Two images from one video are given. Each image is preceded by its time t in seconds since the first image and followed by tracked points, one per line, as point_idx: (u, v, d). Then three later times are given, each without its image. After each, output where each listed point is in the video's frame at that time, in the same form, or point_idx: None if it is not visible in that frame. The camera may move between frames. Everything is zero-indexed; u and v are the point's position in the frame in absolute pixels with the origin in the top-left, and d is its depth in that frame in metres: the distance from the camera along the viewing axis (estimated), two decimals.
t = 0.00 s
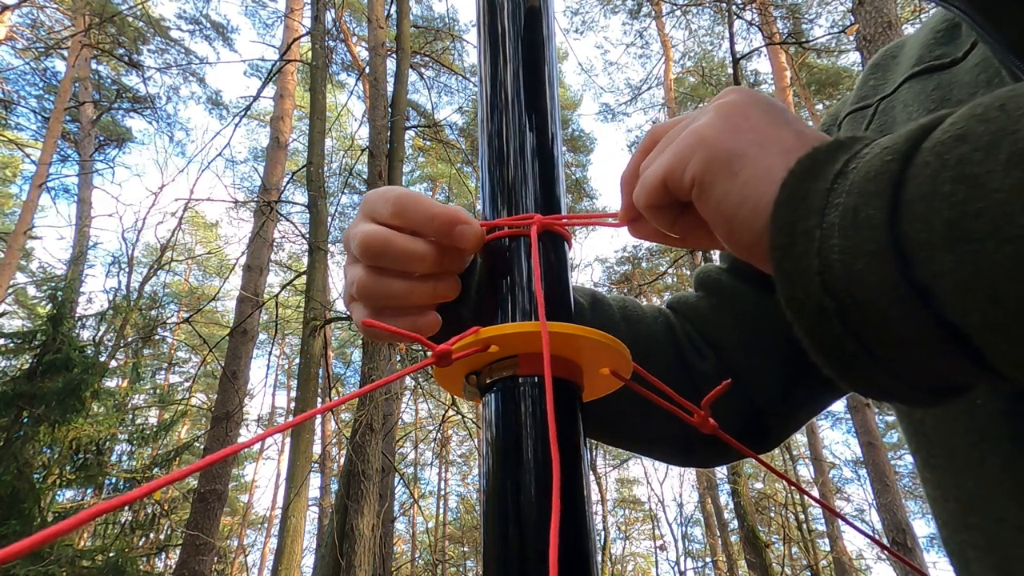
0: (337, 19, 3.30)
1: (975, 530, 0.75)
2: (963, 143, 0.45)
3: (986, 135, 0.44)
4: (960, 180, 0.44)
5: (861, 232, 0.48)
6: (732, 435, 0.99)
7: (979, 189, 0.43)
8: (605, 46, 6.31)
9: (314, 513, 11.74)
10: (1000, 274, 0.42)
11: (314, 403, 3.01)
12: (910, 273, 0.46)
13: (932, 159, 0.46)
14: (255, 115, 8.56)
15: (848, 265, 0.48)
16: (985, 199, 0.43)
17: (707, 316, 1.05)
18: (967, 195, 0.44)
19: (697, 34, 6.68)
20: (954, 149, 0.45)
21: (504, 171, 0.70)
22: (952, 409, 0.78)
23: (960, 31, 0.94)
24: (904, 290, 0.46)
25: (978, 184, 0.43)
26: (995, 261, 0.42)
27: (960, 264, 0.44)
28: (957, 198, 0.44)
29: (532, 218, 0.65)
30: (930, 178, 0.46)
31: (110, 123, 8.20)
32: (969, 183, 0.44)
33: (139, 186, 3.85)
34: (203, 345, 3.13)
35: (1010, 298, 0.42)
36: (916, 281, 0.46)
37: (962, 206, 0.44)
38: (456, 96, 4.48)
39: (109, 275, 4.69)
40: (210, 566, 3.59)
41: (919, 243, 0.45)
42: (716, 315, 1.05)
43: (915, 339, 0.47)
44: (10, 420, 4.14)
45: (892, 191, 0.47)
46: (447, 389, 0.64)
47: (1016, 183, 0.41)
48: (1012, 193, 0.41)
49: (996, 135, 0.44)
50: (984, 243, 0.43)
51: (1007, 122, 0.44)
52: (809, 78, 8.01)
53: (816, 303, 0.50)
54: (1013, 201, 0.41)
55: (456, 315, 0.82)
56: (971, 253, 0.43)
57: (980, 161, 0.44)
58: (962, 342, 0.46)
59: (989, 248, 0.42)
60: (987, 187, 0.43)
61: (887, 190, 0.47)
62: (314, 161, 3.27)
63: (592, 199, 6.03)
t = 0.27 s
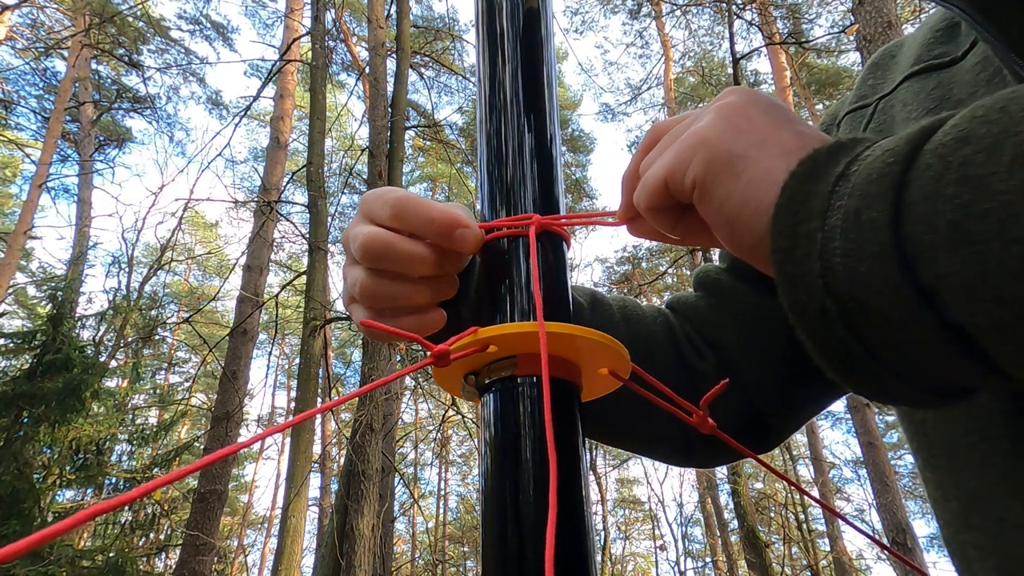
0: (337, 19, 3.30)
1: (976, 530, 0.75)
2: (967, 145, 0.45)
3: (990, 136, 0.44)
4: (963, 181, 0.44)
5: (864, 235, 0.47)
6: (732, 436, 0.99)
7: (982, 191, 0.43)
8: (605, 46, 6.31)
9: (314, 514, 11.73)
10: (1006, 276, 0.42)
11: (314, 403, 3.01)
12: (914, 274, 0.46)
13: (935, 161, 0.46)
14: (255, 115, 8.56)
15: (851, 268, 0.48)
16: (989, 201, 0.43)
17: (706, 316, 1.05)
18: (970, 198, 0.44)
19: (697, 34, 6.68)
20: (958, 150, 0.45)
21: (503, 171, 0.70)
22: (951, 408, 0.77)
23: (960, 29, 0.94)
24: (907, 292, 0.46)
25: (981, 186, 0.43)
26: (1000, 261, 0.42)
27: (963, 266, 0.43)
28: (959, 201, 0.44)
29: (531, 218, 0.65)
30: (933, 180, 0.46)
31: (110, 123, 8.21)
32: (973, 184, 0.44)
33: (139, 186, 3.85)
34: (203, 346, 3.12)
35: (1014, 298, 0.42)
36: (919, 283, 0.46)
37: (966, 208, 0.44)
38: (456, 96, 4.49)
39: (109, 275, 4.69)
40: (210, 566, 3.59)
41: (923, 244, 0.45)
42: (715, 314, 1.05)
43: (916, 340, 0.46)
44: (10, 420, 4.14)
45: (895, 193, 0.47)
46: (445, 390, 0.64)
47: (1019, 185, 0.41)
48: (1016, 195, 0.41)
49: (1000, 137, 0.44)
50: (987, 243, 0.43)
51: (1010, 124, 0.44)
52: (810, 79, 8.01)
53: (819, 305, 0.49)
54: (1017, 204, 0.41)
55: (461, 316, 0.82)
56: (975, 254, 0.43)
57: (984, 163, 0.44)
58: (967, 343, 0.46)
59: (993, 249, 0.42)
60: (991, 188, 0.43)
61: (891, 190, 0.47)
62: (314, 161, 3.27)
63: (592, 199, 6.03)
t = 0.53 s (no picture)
0: (337, 19, 3.30)
1: (982, 530, 0.75)
2: (969, 144, 0.45)
3: (991, 136, 0.44)
4: (965, 181, 0.44)
5: (866, 235, 0.47)
6: (733, 435, 0.99)
7: (984, 191, 0.43)
8: (605, 46, 6.31)
9: (314, 513, 11.73)
10: (1008, 274, 0.42)
11: (314, 403, 3.00)
12: (916, 275, 0.46)
13: (936, 161, 0.46)
14: (255, 115, 8.57)
15: (853, 268, 0.48)
16: (991, 201, 0.43)
17: (706, 315, 1.06)
18: (972, 198, 0.44)
19: (697, 34, 6.68)
20: (959, 150, 0.45)
21: (504, 172, 0.70)
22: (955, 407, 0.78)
23: (961, 25, 0.94)
24: (910, 292, 0.46)
25: (983, 187, 0.43)
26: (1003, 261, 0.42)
27: (967, 265, 0.43)
28: (961, 200, 0.44)
29: (531, 218, 0.65)
30: (935, 180, 0.46)
31: (110, 123, 8.21)
32: (975, 184, 0.44)
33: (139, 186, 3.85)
34: (203, 346, 3.12)
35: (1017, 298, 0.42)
36: (922, 284, 0.46)
37: (967, 209, 0.44)
38: (456, 96, 4.49)
39: (109, 275, 4.69)
40: (210, 566, 3.59)
41: (925, 244, 0.45)
42: (714, 313, 1.05)
43: (919, 341, 0.46)
44: (10, 420, 4.13)
45: (896, 193, 0.47)
46: (445, 390, 0.64)
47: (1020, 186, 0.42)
48: (1017, 196, 0.42)
49: (1002, 136, 0.44)
50: (990, 243, 0.43)
51: (1010, 123, 0.44)
52: (809, 78, 8.02)
53: (821, 306, 0.49)
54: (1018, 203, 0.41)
55: (454, 313, 0.83)
56: (977, 254, 0.43)
57: (985, 162, 0.44)
58: (969, 344, 0.46)
59: (997, 249, 0.42)
60: (993, 189, 0.43)
61: (892, 190, 0.47)
62: (314, 161, 3.27)
63: (592, 199, 6.03)
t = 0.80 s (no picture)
0: (337, 19, 3.30)
1: (984, 529, 0.75)
2: (966, 130, 0.45)
3: (989, 121, 0.44)
4: (961, 166, 0.44)
5: (863, 222, 0.47)
6: (732, 435, 0.99)
7: (981, 176, 0.43)
8: (604, 45, 6.31)
9: (314, 514, 11.73)
10: (1006, 258, 0.41)
11: (314, 403, 3.00)
12: (914, 262, 0.45)
13: (933, 147, 0.46)
14: (255, 115, 8.57)
15: (850, 256, 0.47)
16: (988, 185, 0.42)
17: (704, 314, 1.06)
18: (969, 183, 0.43)
19: (697, 34, 6.68)
20: (957, 135, 0.45)
21: (504, 171, 0.70)
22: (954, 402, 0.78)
23: (956, 21, 0.93)
24: (907, 280, 0.46)
25: (981, 171, 0.43)
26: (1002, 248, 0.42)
27: (964, 251, 0.43)
28: (959, 185, 0.44)
29: (531, 218, 0.65)
30: (932, 167, 0.45)
31: (110, 122, 8.20)
32: (972, 169, 0.43)
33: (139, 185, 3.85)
34: (203, 346, 3.12)
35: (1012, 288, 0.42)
36: (920, 271, 0.45)
37: (964, 193, 0.43)
38: (456, 96, 4.49)
39: (109, 275, 4.69)
40: (210, 566, 3.59)
41: (923, 232, 0.45)
42: (712, 312, 1.05)
43: (919, 329, 0.46)
44: (10, 420, 4.13)
45: (893, 180, 0.47)
46: (445, 389, 0.64)
47: (1018, 169, 0.41)
48: (1014, 180, 0.41)
49: (998, 121, 0.43)
50: (988, 229, 0.42)
51: (1007, 108, 0.43)
52: (809, 78, 8.02)
53: (818, 294, 0.49)
54: (1015, 186, 0.41)
55: (450, 312, 0.82)
56: (974, 240, 0.43)
57: (982, 148, 0.43)
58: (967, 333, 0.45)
59: (992, 235, 0.42)
60: (990, 173, 0.42)
61: (890, 178, 0.47)
62: (314, 161, 3.27)
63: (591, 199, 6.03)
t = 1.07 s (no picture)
0: (336, 19, 3.29)
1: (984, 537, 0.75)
2: (998, 179, 0.45)
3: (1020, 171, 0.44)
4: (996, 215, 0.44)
5: (904, 269, 0.46)
6: (731, 435, 0.99)
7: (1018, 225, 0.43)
8: (605, 46, 6.30)
9: (314, 513, 11.73)
10: None
11: (314, 403, 3.00)
12: (958, 306, 0.45)
13: (968, 197, 0.45)
14: (255, 115, 8.56)
15: (893, 303, 0.47)
16: None
17: (704, 313, 1.06)
18: (1005, 230, 0.43)
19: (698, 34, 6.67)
20: (989, 185, 0.45)
21: (502, 170, 0.70)
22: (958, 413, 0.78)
23: (956, 22, 0.93)
24: (951, 323, 0.45)
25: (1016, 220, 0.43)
26: None
27: (1008, 295, 0.43)
28: (995, 233, 0.43)
29: (530, 217, 0.65)
30: (967, 215, 0.45)
31: (110, 122, 8.20)
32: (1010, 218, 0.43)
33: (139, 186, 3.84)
34: (203, 346, 3.12)
35: None
36: (964, 315, 0.45)
37: (1001, 242, 0.43)
38: (456, 96, 4.50)
39: (109, 275, 4.68)
40: (210, 566, 3.59)
41: (960, 276, 0.45)
42: (712, 311, 1.05)
43: (963, 363, 0.46)
44: (10, 420, 4.13)
45: (932, 229, 0.46)
46: (444, 389, 0.64)
47: None
48: None
49: None
50: None
51: None
52: (810, 78, 8.02)
53: (870, 343, 0.49)
54: None
55: (450, 315, 0.82)
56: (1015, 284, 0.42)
57: (1016, 198, 0.43)
58: (981, 337, 0.45)
59: None
60: None
61: (927, 226, 0.46)
62: (314, 161, 3.27)
63: (592, 199, 6.02)
